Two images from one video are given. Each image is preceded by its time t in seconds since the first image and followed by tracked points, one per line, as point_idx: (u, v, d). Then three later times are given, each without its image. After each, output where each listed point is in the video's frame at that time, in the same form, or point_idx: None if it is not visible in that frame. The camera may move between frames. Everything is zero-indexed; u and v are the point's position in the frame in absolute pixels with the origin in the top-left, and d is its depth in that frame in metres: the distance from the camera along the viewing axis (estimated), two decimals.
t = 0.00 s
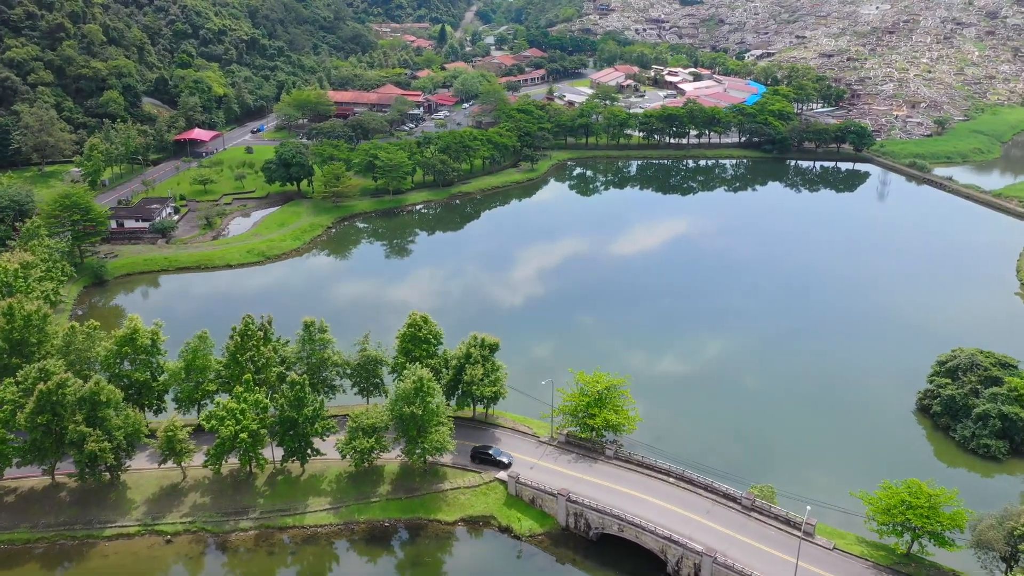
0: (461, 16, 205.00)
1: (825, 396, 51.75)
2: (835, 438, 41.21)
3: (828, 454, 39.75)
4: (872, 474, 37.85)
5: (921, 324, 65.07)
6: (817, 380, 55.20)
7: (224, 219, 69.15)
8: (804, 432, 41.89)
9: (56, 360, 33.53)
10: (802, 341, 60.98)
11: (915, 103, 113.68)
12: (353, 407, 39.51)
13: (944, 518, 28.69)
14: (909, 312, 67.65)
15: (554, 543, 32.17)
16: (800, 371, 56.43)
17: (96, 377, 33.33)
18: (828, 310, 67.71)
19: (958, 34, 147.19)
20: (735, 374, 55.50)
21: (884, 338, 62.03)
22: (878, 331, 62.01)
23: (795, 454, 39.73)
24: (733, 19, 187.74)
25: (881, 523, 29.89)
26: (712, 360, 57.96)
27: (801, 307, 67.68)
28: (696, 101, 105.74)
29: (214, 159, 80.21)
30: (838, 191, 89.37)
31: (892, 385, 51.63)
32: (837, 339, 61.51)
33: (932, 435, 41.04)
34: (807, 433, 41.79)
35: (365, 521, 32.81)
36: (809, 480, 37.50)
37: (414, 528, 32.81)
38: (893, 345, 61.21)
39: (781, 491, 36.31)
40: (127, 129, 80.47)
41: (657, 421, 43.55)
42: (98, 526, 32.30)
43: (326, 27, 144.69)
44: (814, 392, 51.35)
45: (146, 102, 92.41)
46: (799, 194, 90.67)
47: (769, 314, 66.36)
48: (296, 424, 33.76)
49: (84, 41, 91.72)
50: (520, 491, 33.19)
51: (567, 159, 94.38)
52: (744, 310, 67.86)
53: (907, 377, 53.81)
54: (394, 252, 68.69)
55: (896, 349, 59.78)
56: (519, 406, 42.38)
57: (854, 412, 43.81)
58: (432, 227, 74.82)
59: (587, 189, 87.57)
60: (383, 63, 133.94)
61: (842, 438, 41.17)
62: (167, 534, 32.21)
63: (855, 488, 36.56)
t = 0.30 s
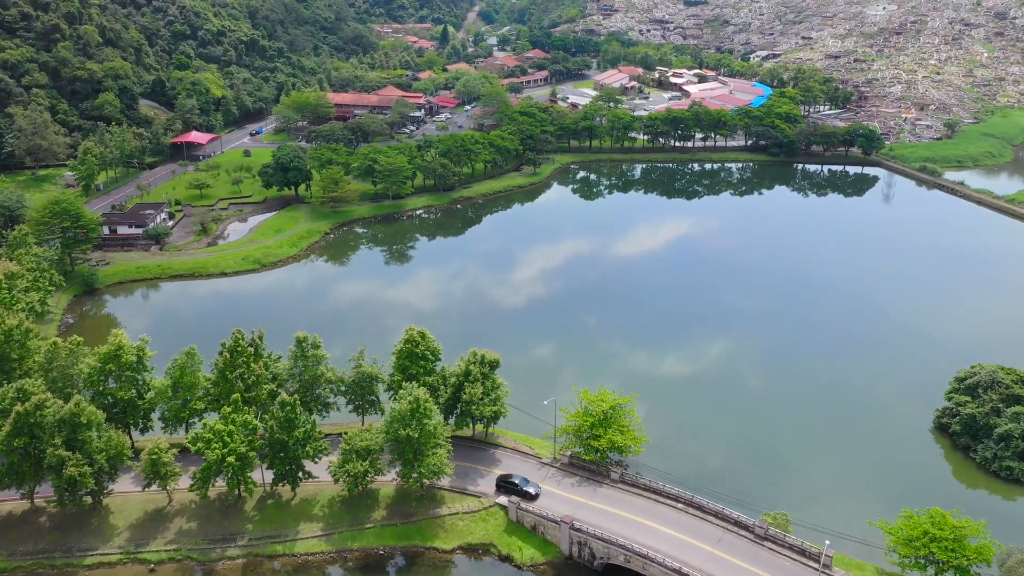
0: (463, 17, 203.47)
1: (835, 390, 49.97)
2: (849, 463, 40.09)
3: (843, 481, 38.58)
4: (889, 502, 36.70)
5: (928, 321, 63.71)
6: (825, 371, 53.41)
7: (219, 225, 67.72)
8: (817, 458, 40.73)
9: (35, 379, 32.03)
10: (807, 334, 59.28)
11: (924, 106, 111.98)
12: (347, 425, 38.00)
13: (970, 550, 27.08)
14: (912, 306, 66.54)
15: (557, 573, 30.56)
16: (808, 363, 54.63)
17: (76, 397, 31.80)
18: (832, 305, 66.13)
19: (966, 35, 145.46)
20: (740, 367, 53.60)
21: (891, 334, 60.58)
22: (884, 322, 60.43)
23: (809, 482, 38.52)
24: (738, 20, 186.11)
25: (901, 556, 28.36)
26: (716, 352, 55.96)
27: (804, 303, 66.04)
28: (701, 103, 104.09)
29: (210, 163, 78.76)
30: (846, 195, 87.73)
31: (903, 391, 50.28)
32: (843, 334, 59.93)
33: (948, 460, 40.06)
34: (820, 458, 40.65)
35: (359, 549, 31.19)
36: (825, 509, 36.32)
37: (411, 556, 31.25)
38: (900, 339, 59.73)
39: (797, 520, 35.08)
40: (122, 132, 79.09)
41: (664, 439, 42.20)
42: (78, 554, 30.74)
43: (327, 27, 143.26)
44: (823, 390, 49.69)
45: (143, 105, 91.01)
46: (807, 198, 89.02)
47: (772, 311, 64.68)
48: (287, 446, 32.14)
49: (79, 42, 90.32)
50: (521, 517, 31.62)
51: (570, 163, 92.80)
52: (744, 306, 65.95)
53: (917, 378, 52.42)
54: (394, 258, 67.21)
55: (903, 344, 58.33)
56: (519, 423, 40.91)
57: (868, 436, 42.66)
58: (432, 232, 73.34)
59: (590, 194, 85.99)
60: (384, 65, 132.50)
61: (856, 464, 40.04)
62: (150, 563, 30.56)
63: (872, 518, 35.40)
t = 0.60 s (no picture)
0: (465, 17, 201.92)
1: (839, 397, 50.00)
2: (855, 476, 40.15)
3: (847, 495, 38.67)
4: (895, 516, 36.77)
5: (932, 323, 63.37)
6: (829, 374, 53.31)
7: (214, 231, 66.31)
8: (822, 470, 40.78)
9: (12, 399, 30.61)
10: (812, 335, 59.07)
11: (933, 108, 110.24)
12: (342, 445, 36.52)
13: None
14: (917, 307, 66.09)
15: None
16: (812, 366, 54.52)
17: (54, 418, 30.31)
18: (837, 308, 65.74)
19: (974, 35, 143.66)
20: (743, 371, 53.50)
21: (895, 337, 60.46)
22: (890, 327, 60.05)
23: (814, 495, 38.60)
24: (743, 20, 184.43)
25: None
26: (719, 356, 55.75)
27: (808, 305, 65.59)
28: (707, 106, 102.47)
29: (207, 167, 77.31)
30: (855, 200, 86.05)
31: (908, 398, 50.24)
32: (849, 338, 59.50)
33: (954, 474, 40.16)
34: (825, 470, 40.70)
35: None
36: (829, 522, 36.40)
37: None
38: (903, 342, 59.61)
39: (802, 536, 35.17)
40: (117, 136, 77.67)
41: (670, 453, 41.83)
42: None
43: (328, 28, 141.76)
44: (828, 396, 49.66)
45: (140, 107, 89.60)
46: (814, 203, 87.37)
47: (776, 313, 64.49)
48: (277, 469, 30.57)
49: (75, 44, 88.93)
50: (522, 547, 29.93)
51: (573, 166, 91.24)
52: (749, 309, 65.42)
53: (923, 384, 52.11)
54: (393, 265, 65.73)
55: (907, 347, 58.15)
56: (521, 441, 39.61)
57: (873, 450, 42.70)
58: (433, 237, 71.86)
59: (594, 198, 84.41)
60: (385, 66, 131.05)
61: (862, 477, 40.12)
62: None
63: (877, 533, 35.46)
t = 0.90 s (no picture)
0: (468, 17, 200.45)
1: (841, 396, 50.12)
2: (856, 478, 40.65)
3: (848, 496, 39.16)
4: (896, 518, 37.30)
5: (935, 317, 62.93)
6: (830, 373, 53.48)
7: (210, 236, 64.86)
8: (823, 472, 41.24)
9: None
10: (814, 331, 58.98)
11: (943, 110, 108.48)
12: (336, 467, 35.04)
13: None
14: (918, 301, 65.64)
15: None
16: (813, 363, 54.70)
17: (30, 443, 28.82)
18: (838, 304, 65.34)
19: (983, 36, 141.78)
20: (745, 369, 53.58)
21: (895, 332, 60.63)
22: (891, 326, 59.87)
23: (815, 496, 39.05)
24: (748, 21, 182.69)
25: None
26: (721, 353, 55.61)
27: (809, 302, 65.17)
28: (712, 108, 100.81)
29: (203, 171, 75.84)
30: (864, 205, 84.34)
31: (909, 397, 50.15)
32: (850, 336, 59.19)
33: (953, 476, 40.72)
34: (827, 475, 40.87)
35: None
36: (833, 528, 36.53)
37: None
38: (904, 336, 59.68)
39: (804, 538, 35.72)
40: (112, 139, 76.26)
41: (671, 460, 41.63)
42: None
43: (329, 28, 140.26)
44: (830, 396, 49.76)
45: (136, 109, 88.17)
46: (822, 207, 85.70)
47: (778, 308, 64.36)
48: (266, 496, 29.00)
49: (70, 45, 87.54)
50: None
51: (577, 170, 89.68)
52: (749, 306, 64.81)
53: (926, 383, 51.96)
54: (393, 271, 64.25)
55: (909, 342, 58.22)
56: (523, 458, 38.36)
57: (873, 451, 43.20)
58: (433, 243, 70.36)
59: (598, 202, 82.81)
60: (386, 67, 129.52)
61: (862, 478, 40.62)
62: None
63: (879, 537, 35.87)
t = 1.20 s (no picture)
0: (471, 18, 198.94)
1: (847, 399, 49.61)
2: (858, 478, 41.08)
3: (851, 497, 39.57)
4: (898, 519, 37.83)
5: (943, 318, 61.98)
6: (836, 373, 52.87)
7: (205, 243, 63.41)
8: (826, 472, 41.58)
9: None
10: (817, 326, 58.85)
11: (953, 113, 106.70)
12: (329, 490, 33.53)
13: None
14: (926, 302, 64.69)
15: None
16: (818, 363, 54.31)
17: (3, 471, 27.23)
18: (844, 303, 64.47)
19: (993, 38, 139.89)
20: (750, 368, 53.16)
21: (896, 326, 60.76)
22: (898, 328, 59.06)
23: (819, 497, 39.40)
24: (753, 22, 180.96)
25: None
26: (725, 351, 55.39)
27: (815, 302, 64.28)
28: (718, 111, 99.18)
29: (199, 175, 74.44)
30: (873, 210, 82.69)
31: (916, 399, 49.62)
32: (857, 336, 58.42)
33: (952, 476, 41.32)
34: (833, 483, 40.49)
35: None
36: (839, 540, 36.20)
37: None
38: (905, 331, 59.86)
39: (808, 540, 36.17)
40: (106, 142, 74.86)
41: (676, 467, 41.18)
42: None
43: (330, 29, 138.85)
44: (836, 399, 49.28)
45: (132, 111, 86.81)
46: (831, 212, 84.05)
47: (783, 307, 63.53)
48: (252, 528, 27.40)
49: (66, 46, 86.22)
50: None
51: (580, 173, 88.10)
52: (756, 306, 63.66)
53: (933, 386, 51.41)
54: (392, 278, 62.80)
55: (911, 336, 58.30)
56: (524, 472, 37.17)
57: (877, 453, 43.36)
58: (434, 250, 68.92)
59: (602, 206, 81.23)
60: (387, 68, 128.07)
61: (864, 478, 41.08)
62: None
63: (887, 552, 35.52)
